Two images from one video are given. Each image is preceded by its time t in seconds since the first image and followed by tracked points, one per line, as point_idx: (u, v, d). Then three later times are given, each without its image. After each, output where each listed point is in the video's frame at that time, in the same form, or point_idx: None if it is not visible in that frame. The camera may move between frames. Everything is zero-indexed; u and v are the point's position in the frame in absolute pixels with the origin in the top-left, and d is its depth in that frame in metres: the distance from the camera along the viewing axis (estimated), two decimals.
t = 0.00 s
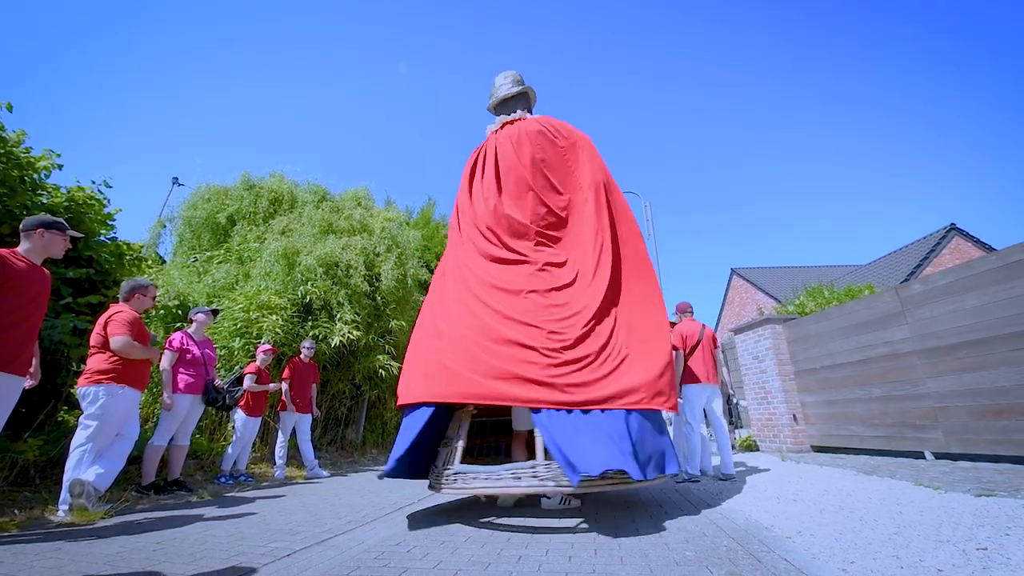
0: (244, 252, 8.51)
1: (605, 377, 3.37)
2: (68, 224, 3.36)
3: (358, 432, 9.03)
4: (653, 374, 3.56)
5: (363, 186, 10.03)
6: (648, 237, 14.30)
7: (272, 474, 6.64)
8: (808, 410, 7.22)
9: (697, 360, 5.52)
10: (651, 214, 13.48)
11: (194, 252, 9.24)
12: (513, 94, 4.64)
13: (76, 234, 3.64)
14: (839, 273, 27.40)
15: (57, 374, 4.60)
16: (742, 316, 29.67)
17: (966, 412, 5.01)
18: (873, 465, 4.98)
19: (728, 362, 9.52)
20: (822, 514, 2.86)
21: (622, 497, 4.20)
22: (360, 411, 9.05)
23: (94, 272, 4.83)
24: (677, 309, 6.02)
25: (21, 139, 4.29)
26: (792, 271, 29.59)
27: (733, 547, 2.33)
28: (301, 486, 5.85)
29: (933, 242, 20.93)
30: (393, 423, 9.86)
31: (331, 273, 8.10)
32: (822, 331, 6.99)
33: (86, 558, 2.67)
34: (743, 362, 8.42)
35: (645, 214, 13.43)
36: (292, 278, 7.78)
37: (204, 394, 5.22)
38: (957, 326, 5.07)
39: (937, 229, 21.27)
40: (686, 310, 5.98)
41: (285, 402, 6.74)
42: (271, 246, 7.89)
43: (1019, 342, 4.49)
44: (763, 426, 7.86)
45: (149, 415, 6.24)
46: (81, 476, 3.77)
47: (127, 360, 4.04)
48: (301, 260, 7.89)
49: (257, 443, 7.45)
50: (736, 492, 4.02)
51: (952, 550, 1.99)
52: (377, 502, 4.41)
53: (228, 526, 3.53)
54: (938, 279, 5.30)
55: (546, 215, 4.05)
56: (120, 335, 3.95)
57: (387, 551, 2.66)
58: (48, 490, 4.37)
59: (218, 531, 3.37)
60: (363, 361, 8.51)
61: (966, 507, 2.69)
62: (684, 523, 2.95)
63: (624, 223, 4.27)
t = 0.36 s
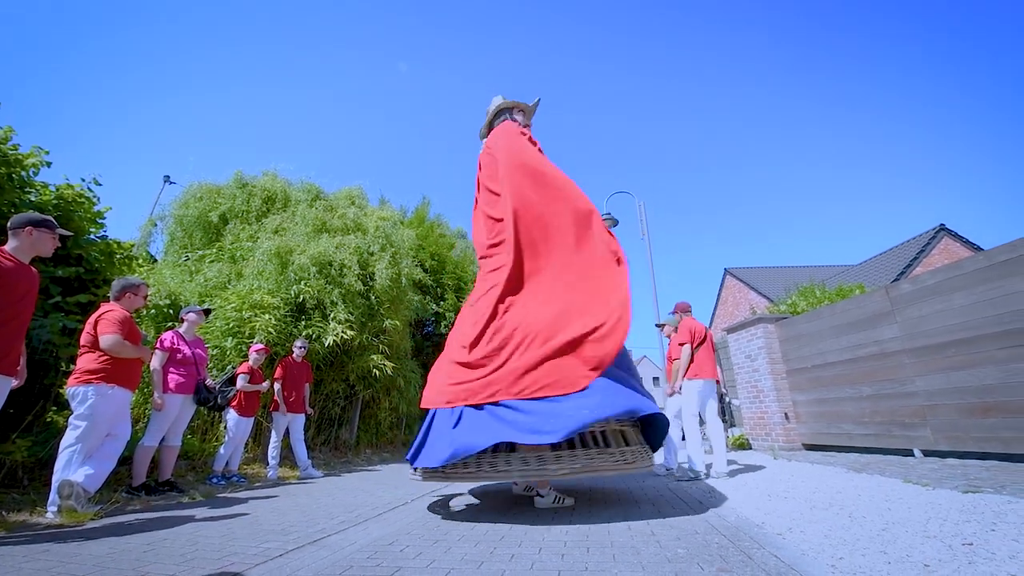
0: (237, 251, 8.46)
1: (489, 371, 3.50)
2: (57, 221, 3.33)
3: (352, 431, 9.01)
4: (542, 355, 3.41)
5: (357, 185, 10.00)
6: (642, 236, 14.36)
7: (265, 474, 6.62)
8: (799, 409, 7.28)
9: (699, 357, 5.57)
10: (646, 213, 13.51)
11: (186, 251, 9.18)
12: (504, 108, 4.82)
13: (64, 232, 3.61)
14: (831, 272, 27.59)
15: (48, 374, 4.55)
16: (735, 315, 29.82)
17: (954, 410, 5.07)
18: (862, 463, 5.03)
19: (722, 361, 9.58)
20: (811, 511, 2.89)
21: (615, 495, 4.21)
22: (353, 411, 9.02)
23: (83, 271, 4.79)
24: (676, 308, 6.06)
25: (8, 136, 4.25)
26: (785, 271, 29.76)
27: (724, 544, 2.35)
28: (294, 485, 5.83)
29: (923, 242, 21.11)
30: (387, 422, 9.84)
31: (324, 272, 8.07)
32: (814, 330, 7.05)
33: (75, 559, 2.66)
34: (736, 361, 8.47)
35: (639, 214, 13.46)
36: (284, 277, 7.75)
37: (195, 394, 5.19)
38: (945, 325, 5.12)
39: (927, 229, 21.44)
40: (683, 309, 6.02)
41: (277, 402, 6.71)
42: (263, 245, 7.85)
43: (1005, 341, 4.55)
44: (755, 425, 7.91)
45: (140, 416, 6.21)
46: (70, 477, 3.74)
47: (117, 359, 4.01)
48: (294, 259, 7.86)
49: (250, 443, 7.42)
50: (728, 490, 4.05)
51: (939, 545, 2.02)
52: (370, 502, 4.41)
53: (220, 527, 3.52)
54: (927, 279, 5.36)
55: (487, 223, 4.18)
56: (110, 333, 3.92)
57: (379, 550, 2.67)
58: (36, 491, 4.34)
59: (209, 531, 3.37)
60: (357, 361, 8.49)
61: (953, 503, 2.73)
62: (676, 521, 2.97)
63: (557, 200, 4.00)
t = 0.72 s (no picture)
0: (237, 249, 8.46)
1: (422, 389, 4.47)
2: (56, 217, 3.33)
3: (352, 429, 9.03)
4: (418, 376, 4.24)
5: (357, 183, 10.01)
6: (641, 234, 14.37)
7: (265, 471, 6.63)
8: (798, 408, 7.29)
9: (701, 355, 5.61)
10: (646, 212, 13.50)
11: (186, 248, 9.19)
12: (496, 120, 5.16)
13: (63, 227, 3.61)
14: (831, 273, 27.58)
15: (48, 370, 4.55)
16: (735, 315, 29.81)
17: (952, 410, 5.08)
18: (861, 462, 5.04)
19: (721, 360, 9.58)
20: (810, 509, 2.90)
21: (613, 492, 4.22)
22: (353, 409, 9.04)
23: (84, 268, 4.79)
24: (672, 308, 6.08)
25: (9, 132, 4.25)
26: (785, 271, 29.76)
27: (722, 541, 2.36)
28: (294, 482, 5.85)
29: (923, 242, 21.10)
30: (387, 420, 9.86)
31: (324, 270, 8.07)
32: (813, 330, 7.06)
33: (75, 553, 2.67)
34: (735, 360, 8.48)
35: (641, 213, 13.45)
36: (285, 274, 7.75)
37: (195, 390, 5.20)
38: (943, 325, 5.14)
39: (927, 230, 21.45)
40: (681, 308, 6.04)
41: (277, 399, 6.73)
42: (263, 243, 7.86)
43: (1003, 341, 4.57)
44: (754, 424, 7.92)
45: (140, 412, 6.22)
46: (71, 472, 3.75)
47: (118, 356, 4.02)
48: (294, 257, 7.86)
49: (250, 440, 7.43)
50: (727, 488, 4.06)
51: (936, 543, 2.03)
52: (369, 498, 4.42)
53: (221, 522, 3.53)
54: (926, 279, 5.37)
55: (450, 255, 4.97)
56: (110, 330, 3.93)
57: (379, 545, 2.68)
58: (36, 487, 4.35)
59: (209, 526, 3.38)
60: (357, 358, 8.49)
61: (951, 502, 2.74)
62: (675, 518, 2.98)
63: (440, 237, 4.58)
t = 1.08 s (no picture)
0: (236, 247, 8.46)
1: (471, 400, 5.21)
2: (55, 216, 3.33)
3: (352, 426, 9.05)
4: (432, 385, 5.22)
5: (355, 180, 10.00)
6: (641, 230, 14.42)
7: (266, 467, 6.64)
8: (797, 402, 7.32)
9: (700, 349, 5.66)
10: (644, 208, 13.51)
11: (185, 246, 9.19)
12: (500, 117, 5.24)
13: (61, 224, 3.62)
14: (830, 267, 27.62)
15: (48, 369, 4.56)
16: (734, 310, 29.84)
17: (950, 402, 5.11)
18: (860, 454, 5.06)
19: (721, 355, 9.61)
20: (809, 500, 2.92)
21: (613, 485, 4.24)
22: (353, 406, 9.06)
23: (82, 266, 4.79)
24: (671, 301, 6.09)
25: (6, 130, 4.25)
26: (783, 265, 29.79)
27: (721, 532, 2.38)
28: (295, 479, 5.87)
29: (922, 237, 21.13)
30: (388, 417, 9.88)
31: (323, 267, 8.08)
32: (811, 324, 7.08)
33: (79, 549, 2.68)
34: (734, 355, 8.50)
35: (640, 208, 13.46)
36: (284, 272, 7.75)
37: (196, 387, 5.21)
38: (941, 318, 5.16)
39: (925, 224, 21.49)
40: (680, 302, 6.06)
41: (277, 396, 6.74)
42: (262, 240, 7.85)
43: (1001, 333, 4.58)
44: (753, 418, 7.96)
45: (140, 410, 6.24)
46: (73, 469, 3.76)
47: (118, 353, 4.03)
48: (293, 254, 7.86)
49: (250, 437, 7.45)
50: (726, 480, 4.08)
51: (933, 532, 2.05)
52: (370, 494, 4.44)
53: (223, 518, 3.54)
54: (924, 272, 5.38)
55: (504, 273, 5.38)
56: (110, 328, 3.94)
57: (381, 539, 2.69)
58: (38, 485, 4.36)
59: (211, 522, 3.40)
60: (357, 355, 8.51)
61: (948, 492, 2.77)
62: (675, 510, 3.00)
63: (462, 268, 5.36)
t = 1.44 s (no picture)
0: (231, 246, 8.43)
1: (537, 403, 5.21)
2: (48, 215, 3.31)
3: (349, 425, 9.03)
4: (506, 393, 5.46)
5: (351, 179, 9.99)
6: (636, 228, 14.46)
7: (263, 467, 6.63)
8: (791, 398, 7.36)
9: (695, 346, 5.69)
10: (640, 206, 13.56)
11: (179, 246, 9.15)
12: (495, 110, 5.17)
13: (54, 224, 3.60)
14: (825, 265, 27.75)
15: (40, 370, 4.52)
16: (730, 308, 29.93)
17: (942, 398, 5.16)
18: (854, 450, 5.10)
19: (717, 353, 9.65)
20: (803, 495, 2.95)
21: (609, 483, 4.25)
22: (350, 405, 9.04)
23: (76, 266, 4.77)
24: (665, 297, 6.11)
25: None
26: (779, 263, 29.91)
27: (717, 527, 2.40)
28: (292, 478, 5.87)
29: (916, 234, 21.25)
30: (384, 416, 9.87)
31: (319, 267, 8.06)
32: (806, 321, 7.12)
33: (75, 549, 2.67)
34: (729, 352, 8.54)
35: (636, 206, 13.51)
36: (279, 271, 7.73)
37: (192, 387, 5.20)
38: (933, 314, 5.21)
39: (918, 222, 21.61)
40: (673, 297, 6.08)
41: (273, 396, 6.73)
42: (257, 240, 7.83)
43: (993, 329, 4.62)
44: (748, 415, 8.00)
45: (136, 411, 6.22)
46: (67, 470, 3.75)
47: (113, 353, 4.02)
48: (289, 254, 7.84)
49: (246, 437, 7.43)
50: (722, 476, 4.10)
51: (925, 524, 2.08)
52: (367, 492, 4.44)
53: (220, 518, 3.54)
54: (917, 269, 5.42)
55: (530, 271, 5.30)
56: (104, 328, 3.92)
57: (379, 537, 2.70)
58: (33, 486, 4.34)
59: (208, 522, 3.39)
60: (353, 355, 8.50)
61: (940, 486, 2.80)
62: (671, 506, 3.02)
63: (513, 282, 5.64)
